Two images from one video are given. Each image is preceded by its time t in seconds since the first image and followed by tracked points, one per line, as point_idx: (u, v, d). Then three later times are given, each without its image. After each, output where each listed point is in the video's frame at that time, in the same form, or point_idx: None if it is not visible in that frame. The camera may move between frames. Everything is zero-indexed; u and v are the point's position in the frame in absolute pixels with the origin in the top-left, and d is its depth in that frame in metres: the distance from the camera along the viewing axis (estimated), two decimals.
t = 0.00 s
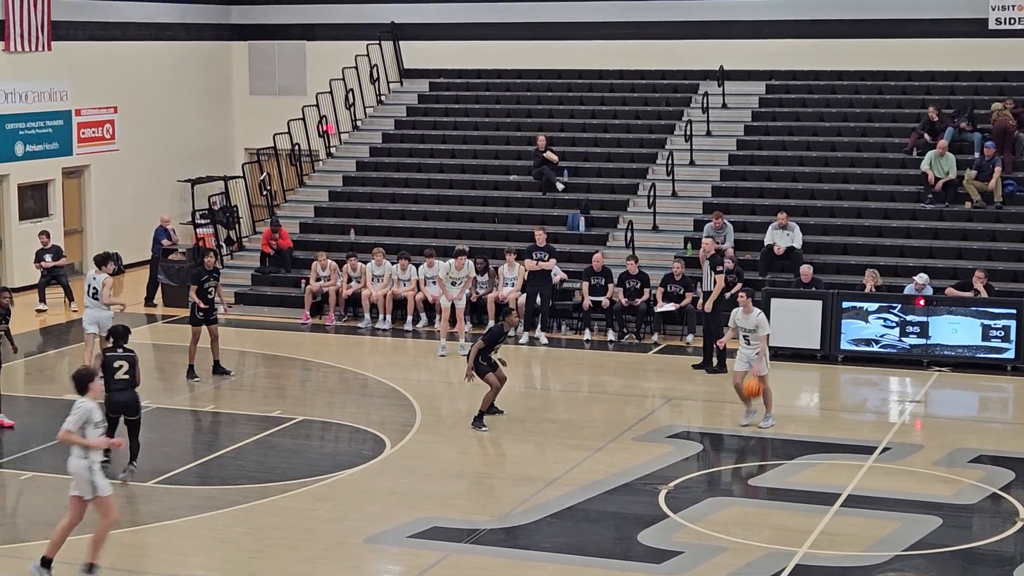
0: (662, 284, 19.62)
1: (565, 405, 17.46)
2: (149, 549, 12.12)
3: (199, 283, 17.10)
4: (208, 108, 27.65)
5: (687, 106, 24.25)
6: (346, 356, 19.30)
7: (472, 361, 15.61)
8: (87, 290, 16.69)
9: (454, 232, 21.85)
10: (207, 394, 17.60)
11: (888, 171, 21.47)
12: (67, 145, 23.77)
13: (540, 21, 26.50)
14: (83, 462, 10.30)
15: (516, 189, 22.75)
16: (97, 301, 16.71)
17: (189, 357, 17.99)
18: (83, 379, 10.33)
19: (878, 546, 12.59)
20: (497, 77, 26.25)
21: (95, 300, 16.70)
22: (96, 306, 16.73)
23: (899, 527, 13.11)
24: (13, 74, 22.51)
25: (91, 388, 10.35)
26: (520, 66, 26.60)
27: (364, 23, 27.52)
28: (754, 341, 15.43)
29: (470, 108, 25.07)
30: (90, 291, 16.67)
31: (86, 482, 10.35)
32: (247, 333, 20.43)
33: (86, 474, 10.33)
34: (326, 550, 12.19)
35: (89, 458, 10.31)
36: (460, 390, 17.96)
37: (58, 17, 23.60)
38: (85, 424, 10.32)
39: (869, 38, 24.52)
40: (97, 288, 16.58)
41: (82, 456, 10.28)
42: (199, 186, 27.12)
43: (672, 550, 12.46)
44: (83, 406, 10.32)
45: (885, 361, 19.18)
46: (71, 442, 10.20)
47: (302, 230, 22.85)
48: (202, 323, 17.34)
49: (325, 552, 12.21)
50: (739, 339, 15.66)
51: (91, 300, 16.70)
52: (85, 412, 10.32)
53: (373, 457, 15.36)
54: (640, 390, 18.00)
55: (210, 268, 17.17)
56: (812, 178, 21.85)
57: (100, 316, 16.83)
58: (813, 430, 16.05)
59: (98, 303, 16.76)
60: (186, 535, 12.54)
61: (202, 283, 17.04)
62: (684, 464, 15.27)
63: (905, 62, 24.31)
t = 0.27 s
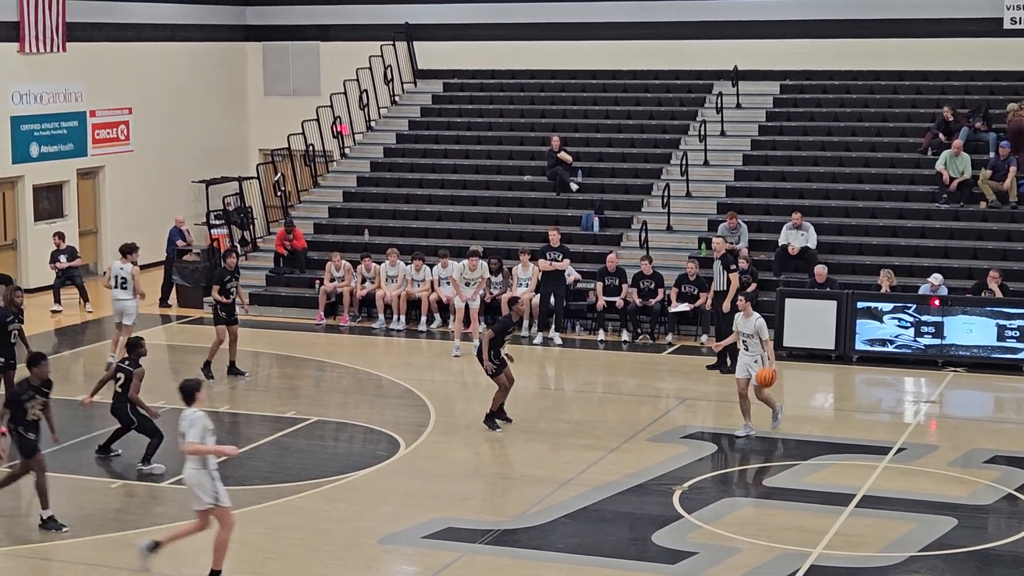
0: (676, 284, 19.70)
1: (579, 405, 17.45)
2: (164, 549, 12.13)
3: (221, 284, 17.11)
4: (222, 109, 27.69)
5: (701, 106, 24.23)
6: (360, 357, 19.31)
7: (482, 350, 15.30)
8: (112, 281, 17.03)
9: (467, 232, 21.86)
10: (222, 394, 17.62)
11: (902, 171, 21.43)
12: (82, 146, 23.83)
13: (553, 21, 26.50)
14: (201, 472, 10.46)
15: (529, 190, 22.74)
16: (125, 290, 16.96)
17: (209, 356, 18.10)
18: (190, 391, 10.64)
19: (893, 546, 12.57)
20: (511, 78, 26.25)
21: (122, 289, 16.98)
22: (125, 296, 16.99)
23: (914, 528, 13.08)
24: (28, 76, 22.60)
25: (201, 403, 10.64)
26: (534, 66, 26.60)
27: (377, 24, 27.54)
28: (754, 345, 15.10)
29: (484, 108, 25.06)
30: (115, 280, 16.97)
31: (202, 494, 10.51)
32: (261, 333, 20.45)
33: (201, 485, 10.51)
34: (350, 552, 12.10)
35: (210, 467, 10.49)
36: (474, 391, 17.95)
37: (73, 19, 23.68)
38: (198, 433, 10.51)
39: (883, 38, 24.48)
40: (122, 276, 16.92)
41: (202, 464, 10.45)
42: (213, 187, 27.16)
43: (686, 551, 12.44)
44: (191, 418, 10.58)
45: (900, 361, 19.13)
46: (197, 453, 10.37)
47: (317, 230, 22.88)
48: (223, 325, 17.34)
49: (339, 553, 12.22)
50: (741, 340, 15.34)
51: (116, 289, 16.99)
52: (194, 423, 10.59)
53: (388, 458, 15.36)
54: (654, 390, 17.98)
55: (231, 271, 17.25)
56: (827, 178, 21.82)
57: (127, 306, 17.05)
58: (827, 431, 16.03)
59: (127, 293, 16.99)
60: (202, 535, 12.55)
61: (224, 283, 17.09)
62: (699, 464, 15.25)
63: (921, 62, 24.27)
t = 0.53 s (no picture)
0: (695, 283, 19.68)
1: (597, 405, 17.44)
2: (183, 548, 12.16)
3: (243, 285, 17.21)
4: (240, 110, 27.75)
5: (718, 106, 24.20)
6: (377, 357, 19.33)
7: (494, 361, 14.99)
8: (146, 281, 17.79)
9: (485, 232, 21.88)
10: (240, 395, 17.65)
11: (921, 170, 21.39)
12: (100, 147, 23.92)
13: (571, 21, 26.51)
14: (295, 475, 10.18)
15: (547, 190, 22.74)
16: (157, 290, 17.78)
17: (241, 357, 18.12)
18: (277, 394, 10.22)
19: (912, 546, 12.54)
20: (528, 78, 26.26)
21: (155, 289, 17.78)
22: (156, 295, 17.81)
23: (933, 528, 13.04)
24: (47, 77, 22.70)
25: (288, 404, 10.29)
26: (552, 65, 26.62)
27: (394, 24, 27.58)
28: (757, 347, 14.87)
29: (502, 108, 25.07)
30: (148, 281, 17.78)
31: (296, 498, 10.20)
32: (279, 333, 20.49)
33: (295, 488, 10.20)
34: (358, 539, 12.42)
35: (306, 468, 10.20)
36: (492, 391, 17.95)
37: (92, 20, 23.77)
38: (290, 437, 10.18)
39: (901, 37, 24.43)
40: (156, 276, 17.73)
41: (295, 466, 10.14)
42: (230, 188, 27.23)
43: (705, 551, 12.42)
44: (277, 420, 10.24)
45: (918, 361, 19.09)
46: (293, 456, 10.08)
47: (334, 231, 22.92)
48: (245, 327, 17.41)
49: (358, 553, 12.23)
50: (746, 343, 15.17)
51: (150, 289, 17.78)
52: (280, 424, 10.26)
53: (406, 458, 15.37)
54: (672, 390, 17.96)
55: (253, 272, 17.33)
56: (845, 178, 21.78)
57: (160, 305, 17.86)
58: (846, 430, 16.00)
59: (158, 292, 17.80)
60: (222, 534, 12.56)
61: (245, 284, 17.20)
62: (717, 464, 15.23)
63: (939, 61, 24.23)
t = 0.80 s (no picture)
0: (713, 284, 19.62)
1: (616, 405, 17.43)
2: (205, 547, 12.20)
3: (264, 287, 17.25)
4: (259, 113, 27.83)
5: (737, 106, 24.17)
6: (397, 358, 19.35)
7: (505, 375, 14.80)
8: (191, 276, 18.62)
9: (504, 233, 21.90)
10: (260, 396, 17.69)
11: (940, 170, 21.34)
12: (120, 149, 24.01)
13: (589, 22, 26.51)
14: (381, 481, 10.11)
15: (565, 191, 22.74)
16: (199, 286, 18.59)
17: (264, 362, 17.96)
18: (357, 401, 10.09)
19: (933, 547, 12.49)
20: (546, 79, 26.27)
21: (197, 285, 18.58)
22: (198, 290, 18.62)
23: (955, 529, 12.99)
24: (67, 80, 22.80)
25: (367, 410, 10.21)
26: (570, 66, 26.64)
27: (413, 26, 27.62)
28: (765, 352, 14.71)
29: (520, 109, 25.07)
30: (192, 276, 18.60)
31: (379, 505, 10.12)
32: (299, 334, 20.53)
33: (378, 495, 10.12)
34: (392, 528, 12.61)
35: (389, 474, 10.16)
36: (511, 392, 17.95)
37: (112, 23, 23.87)
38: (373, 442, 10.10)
39: (920, 37, 24.37)
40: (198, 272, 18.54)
41: (384, 473, 10.08)
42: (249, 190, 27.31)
43: (725, 551, 12.40)
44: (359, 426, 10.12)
45: (938, 361, 19.04)
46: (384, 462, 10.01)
47: (353, 232, 22.96)
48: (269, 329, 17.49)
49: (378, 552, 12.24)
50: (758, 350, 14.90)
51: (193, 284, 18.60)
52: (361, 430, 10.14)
53: (426, 459, 15.38)
54: (692, 391, 17.94)
55: (273, 273, 17.28)
56: (865, 177, 21.73)
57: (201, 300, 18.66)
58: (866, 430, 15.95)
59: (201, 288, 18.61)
60: (243, 535, 12.58)
61: (265, 286, 17.18)
62: (737, 465, 15.20)
63: (959, 60, 24.16)
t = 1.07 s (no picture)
0: (732, 286, 19.56)
1: (635, 408, 17.41)
2: (225, 550, 12.22)
3: (287, 291, 17.29)
4: (278, 116, 27.92)
5: (756, 108, 24.12)
6: (415, 360, 19.37)
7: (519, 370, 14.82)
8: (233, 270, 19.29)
9: (522, 236, 21.92)
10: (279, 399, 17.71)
11: (959, 171, 21.28)
12: (139, 153, 24.13)
13: (607, 24, 26.52)
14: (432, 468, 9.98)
15: (584, 193, 22.73)
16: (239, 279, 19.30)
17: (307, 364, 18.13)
18: (409, 387, 9.99)
19: (954, 549, 12.44)
20: (564, 81, 26.25)
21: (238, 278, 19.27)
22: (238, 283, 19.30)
23: (975, 532, 12.93)
24: (87, 84, 22.91)
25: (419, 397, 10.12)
26: (588, 69, 26.67)
27: (431, 29, 27.68)
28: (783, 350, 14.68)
29: (538, 112, 25.06)
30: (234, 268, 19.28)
31: (430, 490, 9.99)
32: (317, 337, 20.58)
33: (429, 481, 10.00)
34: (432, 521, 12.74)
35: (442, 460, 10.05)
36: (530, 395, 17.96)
37: (131, 27, 23.96)
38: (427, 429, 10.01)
39: (939, 38, 24.32)
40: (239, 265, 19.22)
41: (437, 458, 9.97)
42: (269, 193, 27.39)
43: (744, 554, 12.36)
44: (411, 411, 10.03)
45: (958, 363, 18.97)
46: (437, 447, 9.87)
47: (372, 235, 23.00)
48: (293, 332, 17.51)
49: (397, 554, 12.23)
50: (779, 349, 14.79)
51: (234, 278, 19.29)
52: (414, 416, 10.04)
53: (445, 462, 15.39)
54: (711, 393, 17.91)
55: (297, 277, 17.34)
56: (884, 179, 21.68)
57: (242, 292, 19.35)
58: (886, 433, 15.90)
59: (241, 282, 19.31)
60: (263, 538, 12.60)
61: (288, 290, 17.26)
62: (756, 467, 15.16)
63: (978, 60, 24.09)
